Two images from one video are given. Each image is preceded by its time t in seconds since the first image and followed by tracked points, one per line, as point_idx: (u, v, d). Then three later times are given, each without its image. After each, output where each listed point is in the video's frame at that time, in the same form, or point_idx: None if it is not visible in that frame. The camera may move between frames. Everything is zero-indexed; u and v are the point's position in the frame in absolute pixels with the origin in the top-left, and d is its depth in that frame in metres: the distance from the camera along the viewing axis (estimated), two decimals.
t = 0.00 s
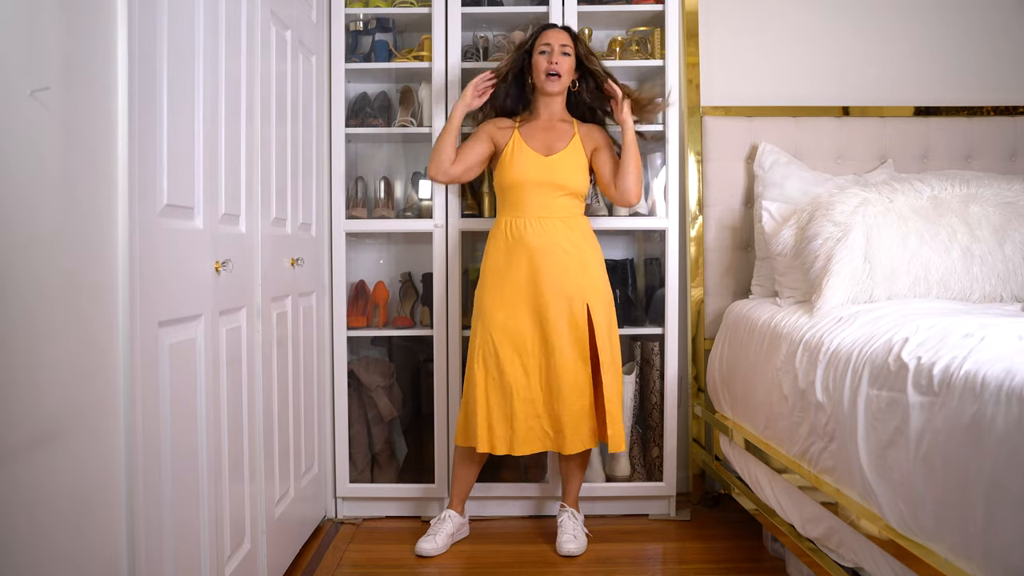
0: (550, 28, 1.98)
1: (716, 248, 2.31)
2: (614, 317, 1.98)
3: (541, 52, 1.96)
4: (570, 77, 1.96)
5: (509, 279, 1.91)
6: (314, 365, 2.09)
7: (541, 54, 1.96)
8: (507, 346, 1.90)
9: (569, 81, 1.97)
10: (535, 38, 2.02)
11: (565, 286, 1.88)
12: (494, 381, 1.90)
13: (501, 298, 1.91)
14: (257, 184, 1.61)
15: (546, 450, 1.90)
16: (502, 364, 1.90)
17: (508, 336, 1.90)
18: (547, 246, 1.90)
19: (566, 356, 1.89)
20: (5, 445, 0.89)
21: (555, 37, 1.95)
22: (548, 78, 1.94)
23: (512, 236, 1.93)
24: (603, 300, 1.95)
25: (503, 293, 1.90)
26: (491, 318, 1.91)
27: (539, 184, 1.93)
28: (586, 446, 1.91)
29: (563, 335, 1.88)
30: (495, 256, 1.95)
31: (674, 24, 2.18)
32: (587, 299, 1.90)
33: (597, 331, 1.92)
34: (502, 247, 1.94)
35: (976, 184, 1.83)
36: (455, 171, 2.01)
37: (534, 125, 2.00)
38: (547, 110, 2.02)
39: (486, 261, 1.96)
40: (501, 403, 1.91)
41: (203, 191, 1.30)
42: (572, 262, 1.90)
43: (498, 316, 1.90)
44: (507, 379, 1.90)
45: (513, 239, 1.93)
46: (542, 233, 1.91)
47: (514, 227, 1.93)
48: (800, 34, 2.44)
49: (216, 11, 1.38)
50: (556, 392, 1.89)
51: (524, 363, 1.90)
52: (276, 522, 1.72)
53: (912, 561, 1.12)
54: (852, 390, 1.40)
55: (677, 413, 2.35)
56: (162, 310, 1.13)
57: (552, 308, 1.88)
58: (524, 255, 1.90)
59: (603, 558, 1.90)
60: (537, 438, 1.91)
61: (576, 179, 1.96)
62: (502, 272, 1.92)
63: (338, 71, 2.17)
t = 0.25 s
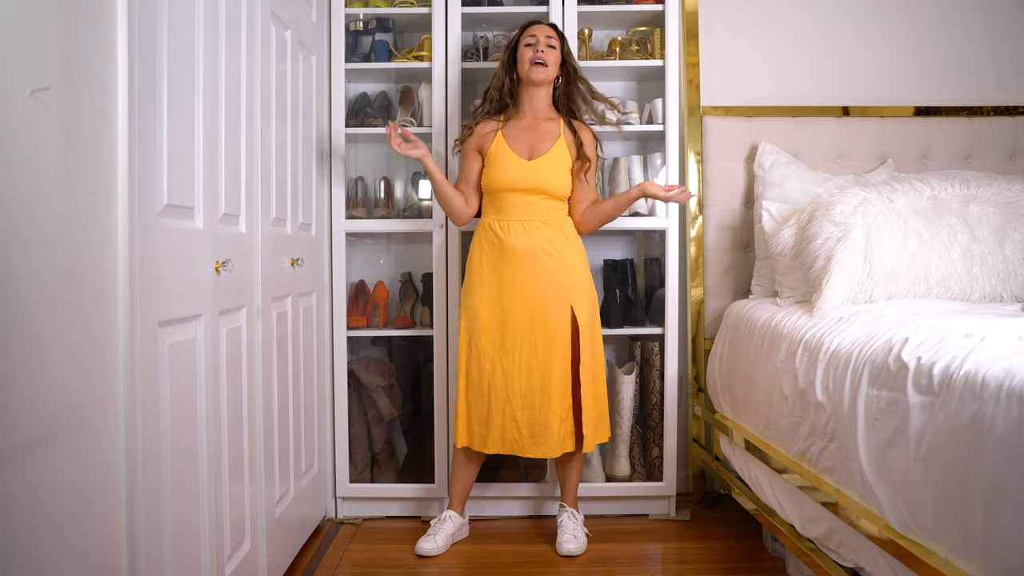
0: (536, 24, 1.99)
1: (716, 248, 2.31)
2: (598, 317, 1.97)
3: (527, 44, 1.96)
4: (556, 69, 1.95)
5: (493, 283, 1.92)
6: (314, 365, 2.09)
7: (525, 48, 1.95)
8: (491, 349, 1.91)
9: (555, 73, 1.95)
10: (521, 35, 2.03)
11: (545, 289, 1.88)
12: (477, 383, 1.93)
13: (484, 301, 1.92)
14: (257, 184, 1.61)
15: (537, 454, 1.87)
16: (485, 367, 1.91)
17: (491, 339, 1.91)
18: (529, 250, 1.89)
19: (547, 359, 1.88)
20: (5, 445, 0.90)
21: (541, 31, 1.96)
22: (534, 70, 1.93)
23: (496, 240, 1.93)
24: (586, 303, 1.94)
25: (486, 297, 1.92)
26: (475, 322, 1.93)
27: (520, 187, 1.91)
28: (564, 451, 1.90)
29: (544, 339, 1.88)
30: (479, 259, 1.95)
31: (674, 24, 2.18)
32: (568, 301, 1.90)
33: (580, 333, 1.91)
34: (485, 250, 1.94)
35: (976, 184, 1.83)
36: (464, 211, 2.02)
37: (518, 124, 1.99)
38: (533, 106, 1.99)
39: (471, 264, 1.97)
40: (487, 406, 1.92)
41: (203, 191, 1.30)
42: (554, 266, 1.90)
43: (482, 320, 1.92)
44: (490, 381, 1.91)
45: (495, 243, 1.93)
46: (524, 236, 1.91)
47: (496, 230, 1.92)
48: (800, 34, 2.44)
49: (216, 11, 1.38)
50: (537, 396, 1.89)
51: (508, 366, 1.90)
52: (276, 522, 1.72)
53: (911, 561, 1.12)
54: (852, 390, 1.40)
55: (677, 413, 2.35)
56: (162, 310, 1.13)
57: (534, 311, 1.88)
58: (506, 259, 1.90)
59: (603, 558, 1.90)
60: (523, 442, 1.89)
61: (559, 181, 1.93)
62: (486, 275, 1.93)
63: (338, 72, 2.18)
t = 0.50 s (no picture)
0: (529, 22, 1.97)
1: (716, 249, 2.31)
2: (594, 316, 1.99)
3: (520, 43, 1.93)
4: (549, 69, 1.93)
5: (492, 283, 1.91)
6: (314, 365, 2.09)
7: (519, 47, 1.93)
8: (490, 349, 1.90)
9: (548, 73, 1.93)
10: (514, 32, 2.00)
11: (544, 289, 1.89)
12: (475, 381, 1.92)
13: (482, 301, 1.91)
14: (257, 184, 1.61)
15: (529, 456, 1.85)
16: (484, 365, 1.91)
17: (489, 338, 1.90)
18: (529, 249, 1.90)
19: (546, 358, 1.89)
20: (5, 445, 0.90)
21: (535, 30, 1.94)
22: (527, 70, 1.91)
23: (493, 240, 1.92)
24: (582, 302, 1.96)
25: (485, 297, 1.91)
26: (473, 321, 1.91)
27: (518, 187, 1.90)
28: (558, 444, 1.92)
29: (543, 338, 1.89)
30: (477, 257, 1.95)
31: (674, 24, 2.18)
32: (567, 301, 1.91)
33: (578, 332, 1.93)
34: (483, 249, 1.94)
35: (975, 184, 1.83)
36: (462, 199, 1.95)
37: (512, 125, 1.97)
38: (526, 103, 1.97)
39: (467, 264, 1.96)
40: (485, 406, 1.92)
41: (203, 191, 1.30)
42: (553, 265, 1.90)
43: (481, 318, 1.90)
44: (490, 381, 1.91)
45: (492, 243, 1.92)
46: (522, 237, 1.91)
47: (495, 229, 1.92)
48: (800, 34, 2.44)
49: (216, 11, 1.38)
50: (535, 394, 1.90)
51: (507, 365, 1.90)
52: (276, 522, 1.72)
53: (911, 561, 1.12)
54: (852, 390, 1.40)
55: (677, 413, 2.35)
56: (162, 310, 1.13)
57: (534, 310, 1.88)
58: (506, 257, 1.90)
59: (603, 559, 1.90)
60: (519, 438, 1.89)
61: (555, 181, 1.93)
62: (484, 275, 1.92)
63: (338, 72, 2.17)
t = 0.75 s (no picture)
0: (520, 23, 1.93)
1: (716, 248, 2.31)
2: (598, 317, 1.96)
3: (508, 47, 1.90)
4: (542, 66, 1.86)
5: (496, 283, 1.93)
6: (315, 364, 2.10)
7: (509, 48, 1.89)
8: (494, 349, 1.91)
9: (540, 70, 1.87)
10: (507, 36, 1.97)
11: (548, 290, 1.88)
12: (478, 379, 1.93)
13: (487, 301, 1.93)
14: (257, 184, 1.61)
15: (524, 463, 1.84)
16: (487, 365, 1.92)
17: (493, 337, 1.91)
18: (534, 249, 1.90)
19: (550, 358, 1.88)
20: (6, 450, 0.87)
21: (523, 30, 1.90)
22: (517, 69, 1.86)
23: (498, 241, 1.93)
24: (587, 303, 1.93)
25: (489, 296, 1.93)
26: (478, 320, 1.93)
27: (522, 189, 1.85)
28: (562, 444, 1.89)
29: (547, 339, 1.87)
30: (483, 258, 1.97)
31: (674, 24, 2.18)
32: (570, 302, 1.90)
33: (583, 332, 1.91)
34: (489, 249, 1.96)
35: (976, 183, 1.68)
36: (486, 209, 1.90)
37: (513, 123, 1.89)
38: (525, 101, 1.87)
39: (474, 264, 1.98)
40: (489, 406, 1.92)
41: (203, 191, 1.30)
42: (557, 265, 1.90)
43: (484, 317, 1.92)
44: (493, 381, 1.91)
45: (497, 243, 1.94)
46: (526, 237, 1.90)
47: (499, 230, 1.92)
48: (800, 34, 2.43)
49: (216, 11, 1.38)
50: (539, 394, 1.88)
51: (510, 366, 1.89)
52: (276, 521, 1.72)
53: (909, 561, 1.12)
54: (852, 390, 1.41)
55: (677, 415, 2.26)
56: (163, 309, 1.13)
57: (536, 310, 1.88)
58: (510, 258, 1.92)
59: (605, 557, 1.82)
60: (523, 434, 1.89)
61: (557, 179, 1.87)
62: (489, 276, 1.94)
63: (339, 71, 2.22)
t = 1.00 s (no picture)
0: (530, 24, 1.90)
1: (716, 248, 2.32)
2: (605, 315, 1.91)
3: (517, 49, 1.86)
4: (549, 72, 1.85)
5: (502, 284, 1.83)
6: (315, 365, 2.09)
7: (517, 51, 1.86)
8: (501, 352, 1.81)
9: (547, 76, 1.85)
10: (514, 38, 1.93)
11: (557, 289, 1.81)
12: (485, 383, 1.82)
13: (493, 303, 1.82)
14: (257, 184, 1.61)
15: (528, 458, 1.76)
16: (494, 368, 1.81)
17: (500, 340, 1.81)
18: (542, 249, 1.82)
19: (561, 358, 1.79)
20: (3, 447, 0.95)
21: (534, 33, 1.87)
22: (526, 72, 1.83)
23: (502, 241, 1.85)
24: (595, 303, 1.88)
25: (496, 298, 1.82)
26: (483, 323, 1.81)
27: (533, 188, 1.83)
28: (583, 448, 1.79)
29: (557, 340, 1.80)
30: (487, 258, 1.88)
31: (674, 24, 2.18)
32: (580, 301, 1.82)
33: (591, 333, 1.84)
34: (494, 250, 1.86)
35: (975, 184, 1.83)
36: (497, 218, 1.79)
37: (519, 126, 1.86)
38: (529, 104, 1.87)
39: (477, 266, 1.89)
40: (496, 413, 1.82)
41: (203, 191, 1.29)
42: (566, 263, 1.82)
43: (491, 320, 1.81)
44: (501, 385, 1.81)
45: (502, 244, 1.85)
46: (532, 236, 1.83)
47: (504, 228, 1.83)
48: (800, 34, 2.44)
49: (216, 11, 1.38)
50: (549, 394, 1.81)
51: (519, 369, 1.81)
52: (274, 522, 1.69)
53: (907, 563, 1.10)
54: (852, 390, 1.42)
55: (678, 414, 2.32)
56: (162, 310, 1.13)
57: (546, 310, 1.79)
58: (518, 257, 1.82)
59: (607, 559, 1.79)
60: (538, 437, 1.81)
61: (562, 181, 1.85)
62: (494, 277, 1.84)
63: (339, 72, 2.19)
